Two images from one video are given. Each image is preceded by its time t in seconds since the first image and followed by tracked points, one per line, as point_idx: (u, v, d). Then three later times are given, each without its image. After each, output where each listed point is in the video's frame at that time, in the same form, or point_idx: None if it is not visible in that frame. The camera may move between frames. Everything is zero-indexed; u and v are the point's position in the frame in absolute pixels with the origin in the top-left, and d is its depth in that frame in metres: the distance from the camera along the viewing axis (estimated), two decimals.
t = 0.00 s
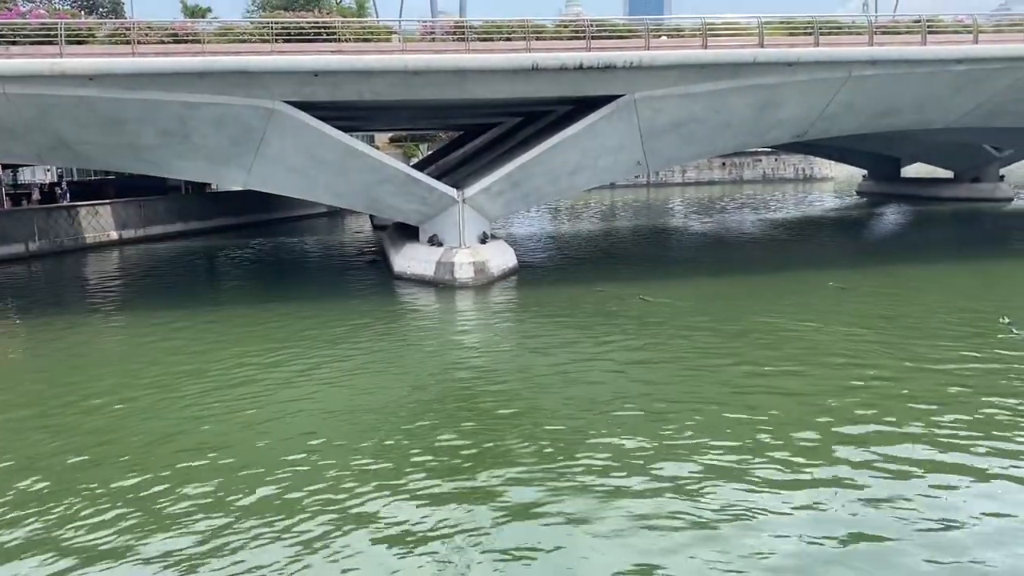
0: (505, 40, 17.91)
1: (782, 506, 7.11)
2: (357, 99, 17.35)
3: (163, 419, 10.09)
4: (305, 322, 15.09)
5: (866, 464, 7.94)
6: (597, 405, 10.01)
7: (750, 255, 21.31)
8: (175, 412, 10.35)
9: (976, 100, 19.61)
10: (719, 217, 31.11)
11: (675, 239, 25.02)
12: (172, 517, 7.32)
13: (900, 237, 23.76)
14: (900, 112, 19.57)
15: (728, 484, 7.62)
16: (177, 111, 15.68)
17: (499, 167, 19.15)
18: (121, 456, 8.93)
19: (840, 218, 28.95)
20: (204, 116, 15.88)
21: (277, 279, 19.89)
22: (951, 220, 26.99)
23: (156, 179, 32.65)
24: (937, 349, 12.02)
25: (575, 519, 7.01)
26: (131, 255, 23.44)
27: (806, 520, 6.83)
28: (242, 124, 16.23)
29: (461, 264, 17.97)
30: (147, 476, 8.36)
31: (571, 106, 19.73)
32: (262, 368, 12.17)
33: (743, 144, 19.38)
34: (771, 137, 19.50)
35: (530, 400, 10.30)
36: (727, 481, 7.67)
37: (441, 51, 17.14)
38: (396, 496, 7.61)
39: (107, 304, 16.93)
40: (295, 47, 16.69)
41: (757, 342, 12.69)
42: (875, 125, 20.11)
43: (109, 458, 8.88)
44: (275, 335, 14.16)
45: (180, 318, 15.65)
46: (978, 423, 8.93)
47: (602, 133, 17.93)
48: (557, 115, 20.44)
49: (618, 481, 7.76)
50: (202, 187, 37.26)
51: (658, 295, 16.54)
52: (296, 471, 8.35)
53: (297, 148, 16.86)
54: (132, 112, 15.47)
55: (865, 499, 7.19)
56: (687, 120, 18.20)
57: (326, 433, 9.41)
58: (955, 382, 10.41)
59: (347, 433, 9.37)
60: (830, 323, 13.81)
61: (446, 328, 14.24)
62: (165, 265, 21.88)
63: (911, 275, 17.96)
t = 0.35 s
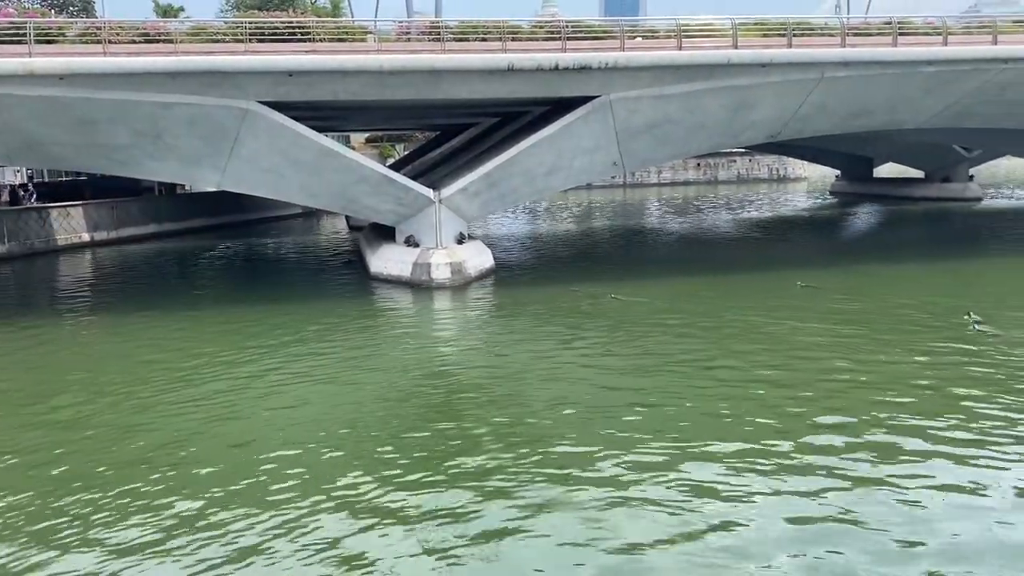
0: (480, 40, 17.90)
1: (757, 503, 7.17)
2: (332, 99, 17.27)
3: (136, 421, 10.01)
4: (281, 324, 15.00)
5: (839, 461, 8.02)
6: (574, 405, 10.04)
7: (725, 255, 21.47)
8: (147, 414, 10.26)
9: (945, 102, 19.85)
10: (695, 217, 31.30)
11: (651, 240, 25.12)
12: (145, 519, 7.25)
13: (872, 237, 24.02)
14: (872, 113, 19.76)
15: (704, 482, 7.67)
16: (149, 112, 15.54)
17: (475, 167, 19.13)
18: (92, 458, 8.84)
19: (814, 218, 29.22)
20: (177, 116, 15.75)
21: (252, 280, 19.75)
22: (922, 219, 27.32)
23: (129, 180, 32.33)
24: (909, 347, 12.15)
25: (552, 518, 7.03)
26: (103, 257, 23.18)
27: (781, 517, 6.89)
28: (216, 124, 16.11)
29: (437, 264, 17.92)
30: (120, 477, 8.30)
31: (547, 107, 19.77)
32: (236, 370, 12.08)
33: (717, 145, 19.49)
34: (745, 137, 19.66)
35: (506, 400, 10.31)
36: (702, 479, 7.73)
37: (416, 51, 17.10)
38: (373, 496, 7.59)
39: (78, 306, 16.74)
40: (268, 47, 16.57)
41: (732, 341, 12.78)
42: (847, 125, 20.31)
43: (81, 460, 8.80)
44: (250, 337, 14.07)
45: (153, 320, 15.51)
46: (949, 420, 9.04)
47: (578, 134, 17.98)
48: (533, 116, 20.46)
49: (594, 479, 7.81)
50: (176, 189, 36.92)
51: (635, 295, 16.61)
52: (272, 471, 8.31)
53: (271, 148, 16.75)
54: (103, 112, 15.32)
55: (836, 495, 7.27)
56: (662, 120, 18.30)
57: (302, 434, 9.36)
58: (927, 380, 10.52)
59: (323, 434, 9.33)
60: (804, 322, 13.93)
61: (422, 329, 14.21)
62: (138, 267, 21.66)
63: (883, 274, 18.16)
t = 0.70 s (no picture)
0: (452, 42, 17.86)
1: (730, 503, 7.20)
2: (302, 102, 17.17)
3: (102, 427, 9.84)
4: (251, 328, 14.85)
5: (810, 460, 8.08)
6: (547, 407, 10.03)
7: (696, 257, 21.62)
8: (114, 420, 10.10)
9: (911, 106, 20.11)
10: (666, 219, 31.48)
11: (623, 242, 25.20)
12: (112, 527, 7.13)
13: (840, 239, 24.31)
14: (839, 116, 19.98)
15: (677, 482, 7.69)
16: (117, 114, 15.33)
17: (447, 170, 19.09)
18: (58, 466, 8.68)
19: (783, 220, 29.51)
20: (145, 118, 15.55)
21: (221, 284, 19.53)
22: (889, 221, 27.69)
23: (95, 183, 31.86)
24: (878, 347, 12.29)
25: (526, 521, 7.00)
26: (69, 261, 22.81)
27: (755, 516, 6.92)
28: (184, 127, 15.93)
29: (410, 267, 17.84)
30: (87, 484, 8.16)
31: (519, 110, 19.78)
32: (205, 375, 11.93)
33: (688, 148, 19.61)
34: (714, 141, 19.82)
35: (479, 403, 10.27)
36: (676, 479, 7.75)
37: (388, 54, 17.03)
38: (345, 500, 7.53)
39: (43, 311, 16.45)
40: (238, 49, 16.41)
41: (703, 342, 12.85)
42: (815, 129, 20.54)
43: (46, 468, 8.63)
44: (220, 341, 13.90)
45: (120, 325, 15.26)
46: (917, 419, 9.16)
47: (550, 137, 18.02)
48: (505, 119, 20.47)
49: (567, 480, 7.80)
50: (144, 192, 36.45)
51: (607, 297, 16.65)
52: (243, 477, 8.22)
53: (241, 150, 16.58)
54: (69, 114, 15.07)
55: (808, 493, 7.33)
56: (633, 124, 18.39)
57: (273, 439, 9.26)
58: (895, 380, 10.64)
59: (294, 438, 9.23)
60: (774, 323, 14.04)
61: (394, 332, 14.14)
62: (105, 272, 21.34)
63: (852, 275, 18.38)
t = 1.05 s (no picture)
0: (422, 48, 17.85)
1: (699, 505, 7.27)
2: (270, 107, 17.07)
3: (66, 434, 9.71)
4: (220, 335, 14.71)
5: (778, 461, 8.19)
6: (518, 412, 10.04)
7: (666, 262, 21.77)
8: (78, 427, 9.95)
9: (874, 114, 20.48)
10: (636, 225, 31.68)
11: (594, 248, 25.32)
12: (74, 536, 7.04)
13: (807, 244, 24.62)
14: (805, 122, 20.25)
15: (646, 485, 7.74)
16: (81, 119, 15.13)
17: (417, 176, 19.06)
18: (20, 474, 8.55)
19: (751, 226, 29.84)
20: (110, 123, 15.36)
21: (189, 291, 19.33)
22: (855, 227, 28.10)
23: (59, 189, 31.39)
24: (843, 350, 12.46)
25: (496, 525, 7.00)
26: (32, 268, 22.45)
27: (724, 519, 6.99)
28: (150, 132, 15.75)
29: (380, 273, 17.76)
30: (49, 492, 8.04)
31: (490, 115, 19.83)
32: (172, 382, 11.79)
33: (658, 154, 19.76)
34: (683, 147, 20.00)
35: (450, 408, 10.26)
36: (644, 483, 7.80)
37: (357, 60, 17.00)
38: (315, 506, 7.48)
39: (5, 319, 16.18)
40: (205, 53, 16.27)
41: (672, 346, 12.95)
42: (782, 135, 20.81)
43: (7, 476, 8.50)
44: (188, 349, 13.76)
45: (83, 333, 15.02)
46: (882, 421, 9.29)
47: (520, 143, 18.07)
48: (475, 125, 20.49)
49: (537, 485, 7.82)
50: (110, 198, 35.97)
51: (577, 302, 16.72)
52: (210, 483, 8.15)
53: (208, 156, 16.44)
54: (32, 119, 14.85)
55: (774, 495, 7.42)
56: (603, 130, 18.51)
57: (241, 446, 9.18)
58: (860, 382, 10.80)
59: (262, 445, 9.16)
60: (742, 327, 14.19)
61: (364, 338, 14.08)
62: (70, 278, 21.03)
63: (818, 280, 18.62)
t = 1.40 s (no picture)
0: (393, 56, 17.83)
1: (673, 510, 7.32)
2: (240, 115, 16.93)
3: (31, 444, 9.54)
4: (188, 344, 14.52)
5: (750, 467, 8.23)
6: (492, 419, 10.04)
7: (637, 270, 21.92)
8: (42, 437, 9.78)
9: (841, 124, 20.81)
10: (607, 233, 31.86)
11: (565, 255, 25.38)
12: (40, 546, 6.92)
13: (776, 252, 24.91)
14: (773, 132, 20.52)
15: (622, 491, 7.78)
16: (46, 126, 14.92)
17: (389, 184, 19.01)
18: None
19: (721, 234, 30.13)
20: (76, 130, 15.16)
21: (157, 300, 19.08)
22: (822, 235, 28.48)
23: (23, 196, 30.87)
24: (813, 356, 12.63)
25: (470, 534, 6.95)
26: None
27: (697, 526, 6.99)
28: (118, 139, 15.57)
29: (352, 282, 17.66)
30: (14, 502, 7.89)
31: (461, 123, 19.83)
32: (139, 392, 11.61)
33: (629, 162, 19.91)
34: (654, 156, 20.18)
35: (425, 416, 10.23)
36: (620, 489, 7.84)
37: (328, 67, 16.91)
38: (285, 517, 7.38)
39: None
40: (173, 60, 16.12)
41: (645, 353, 13.03)
42: (751, 144, 21.08)
43: None
44: (155, 358, 13.58)
45: (47, 342, 14.76)
46: (852, 426, 9.42)
47: (492, 151, 18.12)
48: (447, 133, 20.50)
49: (512, 491, 7.82)
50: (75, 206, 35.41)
51: (550, 310, 16.75)
52: (180, 492, 8.04)
53: (176, 163, 16.27)
54: None
55: (748, 499, 7.49)
56: (575, 138, 18.62)
57: (212, 454, 9.08)
58: (830, 388, 10.93)
59: (234, 454, 9.07)
60: (713, 334, 14.32)
61: (336, 347, 14.00)
62: (34, 287, 20.67)
63: (787, 287, 18.84)
